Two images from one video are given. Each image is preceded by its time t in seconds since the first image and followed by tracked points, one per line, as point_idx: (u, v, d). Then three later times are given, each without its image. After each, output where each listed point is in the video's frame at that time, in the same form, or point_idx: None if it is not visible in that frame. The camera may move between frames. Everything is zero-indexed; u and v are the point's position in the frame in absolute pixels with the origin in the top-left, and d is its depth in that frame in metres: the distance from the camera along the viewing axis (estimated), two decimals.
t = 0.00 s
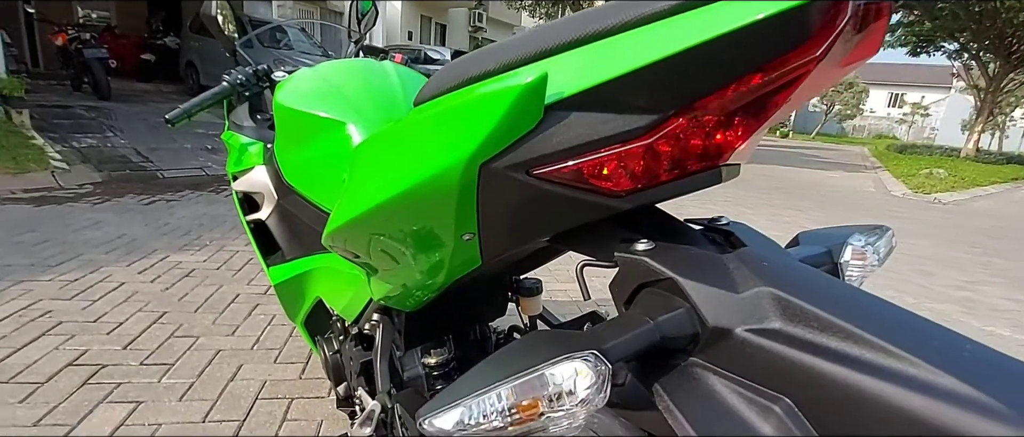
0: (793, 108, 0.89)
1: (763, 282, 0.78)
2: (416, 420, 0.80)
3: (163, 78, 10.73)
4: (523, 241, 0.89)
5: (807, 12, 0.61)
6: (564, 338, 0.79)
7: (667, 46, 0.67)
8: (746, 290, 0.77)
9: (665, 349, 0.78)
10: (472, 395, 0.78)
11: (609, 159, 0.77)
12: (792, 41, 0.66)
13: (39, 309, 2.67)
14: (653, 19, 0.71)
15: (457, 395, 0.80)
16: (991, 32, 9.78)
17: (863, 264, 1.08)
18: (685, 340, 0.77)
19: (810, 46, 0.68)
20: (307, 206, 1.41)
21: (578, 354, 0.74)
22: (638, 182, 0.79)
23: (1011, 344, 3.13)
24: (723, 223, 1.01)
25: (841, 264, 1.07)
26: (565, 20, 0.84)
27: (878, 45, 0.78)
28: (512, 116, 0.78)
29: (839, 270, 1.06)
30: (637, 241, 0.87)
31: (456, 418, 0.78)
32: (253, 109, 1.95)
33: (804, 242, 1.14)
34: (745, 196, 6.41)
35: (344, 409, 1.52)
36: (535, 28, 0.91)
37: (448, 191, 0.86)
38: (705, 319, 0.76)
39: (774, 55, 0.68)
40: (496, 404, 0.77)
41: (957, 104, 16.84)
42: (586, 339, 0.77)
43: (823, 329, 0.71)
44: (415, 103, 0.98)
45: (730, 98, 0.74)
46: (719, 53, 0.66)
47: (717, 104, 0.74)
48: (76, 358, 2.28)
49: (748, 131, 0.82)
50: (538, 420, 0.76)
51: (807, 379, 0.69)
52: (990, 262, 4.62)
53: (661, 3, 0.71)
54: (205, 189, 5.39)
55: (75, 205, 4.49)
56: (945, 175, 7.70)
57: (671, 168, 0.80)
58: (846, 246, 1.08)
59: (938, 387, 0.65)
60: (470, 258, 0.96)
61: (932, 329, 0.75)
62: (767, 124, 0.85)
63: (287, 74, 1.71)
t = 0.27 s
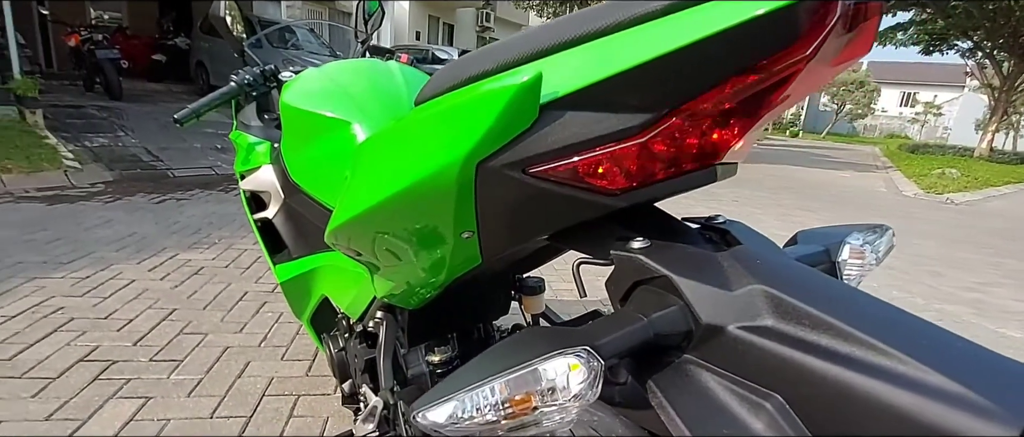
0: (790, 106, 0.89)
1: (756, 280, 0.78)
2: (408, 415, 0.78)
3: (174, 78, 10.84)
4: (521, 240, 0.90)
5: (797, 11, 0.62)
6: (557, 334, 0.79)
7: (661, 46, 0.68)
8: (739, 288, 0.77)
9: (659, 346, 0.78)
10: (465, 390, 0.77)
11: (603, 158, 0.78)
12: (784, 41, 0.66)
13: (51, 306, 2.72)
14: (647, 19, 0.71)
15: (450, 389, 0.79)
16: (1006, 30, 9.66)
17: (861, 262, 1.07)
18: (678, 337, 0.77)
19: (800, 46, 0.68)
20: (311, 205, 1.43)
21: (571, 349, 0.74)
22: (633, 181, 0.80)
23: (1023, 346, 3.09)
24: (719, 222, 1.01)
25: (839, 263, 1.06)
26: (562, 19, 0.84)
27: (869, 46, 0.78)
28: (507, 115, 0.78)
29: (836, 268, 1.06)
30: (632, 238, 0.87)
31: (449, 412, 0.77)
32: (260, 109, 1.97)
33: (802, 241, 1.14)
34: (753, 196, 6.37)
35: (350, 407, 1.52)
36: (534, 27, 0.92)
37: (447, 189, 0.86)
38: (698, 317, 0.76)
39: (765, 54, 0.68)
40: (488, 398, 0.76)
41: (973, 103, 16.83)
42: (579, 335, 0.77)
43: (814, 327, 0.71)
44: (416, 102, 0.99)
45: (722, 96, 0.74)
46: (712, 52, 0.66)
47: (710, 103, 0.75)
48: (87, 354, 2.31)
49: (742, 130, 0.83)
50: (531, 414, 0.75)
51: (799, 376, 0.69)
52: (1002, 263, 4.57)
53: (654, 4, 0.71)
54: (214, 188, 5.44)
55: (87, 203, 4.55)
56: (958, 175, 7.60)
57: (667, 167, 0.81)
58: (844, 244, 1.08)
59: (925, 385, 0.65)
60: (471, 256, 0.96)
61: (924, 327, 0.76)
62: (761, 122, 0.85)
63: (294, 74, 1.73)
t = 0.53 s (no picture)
0: (779, 102, 0.90)
1: (749, 276, 0.78)
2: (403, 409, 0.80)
3: (185, 78, 10.95)
4: (519, 238, 0.90)
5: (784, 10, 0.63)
6: (550, 330, 0.80)
7: (652, 44, 0.69)
8: (732, 285, 0.77)
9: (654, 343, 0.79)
10: (459, 385, 0.78)
11: (598, 157, 0.78)
12: (773, 40, 0.67)
13: (64, 303, 2.76)
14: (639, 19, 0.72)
15: (446, 384, 0.80)
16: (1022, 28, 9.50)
17: (859, 261, 1.07)
18: (672, 334, 0.78)
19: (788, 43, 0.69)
20: (316, 203, 1.44)
21: (563, 345, 0.75)
22: (627, 179, 0.80)
23: None
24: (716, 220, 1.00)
25: (836, 262, 1.07)
26: (558, 19, 0.85)
27: (857, 44, 0.79)
28: (503, 112, 0.79)
29: (833, 268, 1.07)
30: (629, 237, 0.88)
31: (441, 405, 0.78)
32: (268, 109, 1.99)
33: (799, 239, 1.14)
34: (762, 196, 6.32)
35: (355, 404, 1.53)
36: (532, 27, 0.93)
37: (445, 187, 0.87)
38: (692, 314, 0.77)
39: (756, 52, 0.68)
40: (481, 393, 0.77)
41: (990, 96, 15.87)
42: (572, 332, 0.78)
43: (805, 324, 0.72)
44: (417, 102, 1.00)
45: (714, 94, 0.74)
46: (703, 51, 0.67)
47: (703, 102, 0.75)
48: (99, 350, 2.35)
49: (738, 127, 0.83)
50: (524, 409, 0.76)
51: (789, 372, 0.71)
52: (1016, 264, 4.50)
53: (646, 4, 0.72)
54: (224, 187, 5.49)
55: (99, 202, 4.62)
56: (973, 174, 7.49)
57: (662, 165, 0.81)
58: (842, 243, 1.08)
59: (912, 380, 0.65)
60: (471, 254, 0.97)
61: (916, 323, 0.76)
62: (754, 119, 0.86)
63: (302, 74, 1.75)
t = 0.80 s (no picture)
0: (772, 99, 0.90)
1: (739, 273, 0.79)
2: (394, 399, 0.81)
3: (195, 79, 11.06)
4: (515, 236, 0.91)
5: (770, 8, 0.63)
6: (543, 325, 0.80)
7: (640, 43, 0.69)
8: (722, 281, 0.78)
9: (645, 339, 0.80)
10: (451, 377, 0.79)
11: (590, 154, 0.79)
12: (760, 39, 0.67)
13: (76, 300, 2.80)
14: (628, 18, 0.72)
15: (437, 376, 0.80)
16: None
17: (855, 258, 1.07)
18: (664, 330, 0.78)
19: (775, 40, 0.69)
20: (322, 201, 1.46)
21: (553, 340, 0.76)
22: (620, 176, 0.80)
23: None
24: (711, 218, 1.01)
25: (831, 259, 1.06)
26: (552, 18, 0.86)
27: (848, 41, 0.78)
28: (497, 110, 0.80)
29: (829, 265, 1.06)
30: (622, 233, 0.89)
31: (432, 397, 0.78)
32: (275, 108, 2.00)
33: (795, 238, 1.14)
34: (771, 196, 6.28)
35: (360, 400, 1.56)
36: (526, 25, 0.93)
37: (442, 184, 0.88)
38: (683, 310, 0.77)
39: (742, 52, 0.68)
40: (471, 386, 0.77)
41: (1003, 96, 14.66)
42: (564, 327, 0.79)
43: (792, 320, 0.72)
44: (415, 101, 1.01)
45: (704, 92, 0.75)
46: (691, 49, 0.67)
47: (692, 100, 0.76)
48: (109, 346, 2.38)
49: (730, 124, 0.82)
50: (514, 402, 0.76)
51: (778, 368, 0.70)
52: None
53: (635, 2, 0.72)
54: (233, 187, 5.54)
55: (110, 201, 4.67)
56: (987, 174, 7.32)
57: (654, 162, 0.81)
58: (837, 241, 1.08)
59: (898, 377, 0.66)
60: (468, 250, 0.98)
61: (905, 320, 0.75)
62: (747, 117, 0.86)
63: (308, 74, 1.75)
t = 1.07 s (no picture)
0: (762, 96, 0.91)
1: (726, 270, 0.79)
2: (383, 393, 0.82)
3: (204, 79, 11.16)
4: (508, 233, 0.92)
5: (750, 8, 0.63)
6: (529, 319, 0.80)
7: (626, 43, 0.70)
8: (709, 278, 0.78)
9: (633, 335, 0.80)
10: (440, 369, 0.80)
11: (579, 152, 0.80)
12: (742, 37, 0.67)
13: (86, 297, 2.84)
14: (614, 17, 0.73)
15: (427, 369, 0.81)
16: None
17: (847, 257, 1.07)
18: (651, 326, 0.79)
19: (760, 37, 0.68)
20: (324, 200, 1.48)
21: (539, 335, 0.76)
22: (609, 174, 0.81)
23: None
24: (702, 216, 1.01)
25: (823, 258, 1.06)
26: (543, 18, 0.87)
27: (831, 39, 0.78)
28: (488, 109, 0.81)
29: (820, 263, 1.06)
30: (613, 231, 0.89)
31: (421, 390, 0.79)
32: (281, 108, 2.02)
33: (787, 236, 1.14)
34: (778, 196, 6.25)
35: (363, 397, 1.57)
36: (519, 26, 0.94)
37: (436, 181, 0.89)
38: (670, 306, 0.78)
39: (726, 49, 0.69)
40: (460, 379, 0.78)
41: None
42: (551, 322, 0.79)
43: (776, 316, 0.72)
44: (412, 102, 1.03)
45: (690, 90, 0.75)
46: (675, 50, 0.68)
47: (680, 99, 0.76)
48: (118, 343, 2.41)
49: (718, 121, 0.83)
50: (503, 393, 0.77)
51: (761, 364, 0.71)
52: None
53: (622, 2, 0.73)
54: (241, 186, 5.59)
55: (120, 200, 4.73)
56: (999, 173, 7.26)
57: (644, 160, 0.82)
58: (829, 239, 1.08)
59: (881, 373, 0.65)
60: (464, 248, 0.99)
61: (893, 319, 0.75)
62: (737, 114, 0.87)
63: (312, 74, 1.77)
